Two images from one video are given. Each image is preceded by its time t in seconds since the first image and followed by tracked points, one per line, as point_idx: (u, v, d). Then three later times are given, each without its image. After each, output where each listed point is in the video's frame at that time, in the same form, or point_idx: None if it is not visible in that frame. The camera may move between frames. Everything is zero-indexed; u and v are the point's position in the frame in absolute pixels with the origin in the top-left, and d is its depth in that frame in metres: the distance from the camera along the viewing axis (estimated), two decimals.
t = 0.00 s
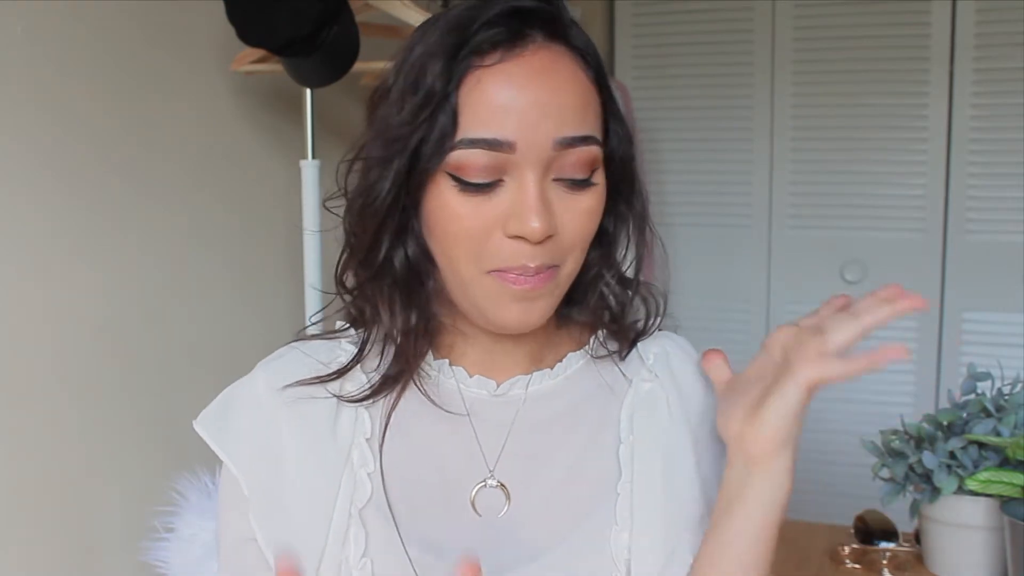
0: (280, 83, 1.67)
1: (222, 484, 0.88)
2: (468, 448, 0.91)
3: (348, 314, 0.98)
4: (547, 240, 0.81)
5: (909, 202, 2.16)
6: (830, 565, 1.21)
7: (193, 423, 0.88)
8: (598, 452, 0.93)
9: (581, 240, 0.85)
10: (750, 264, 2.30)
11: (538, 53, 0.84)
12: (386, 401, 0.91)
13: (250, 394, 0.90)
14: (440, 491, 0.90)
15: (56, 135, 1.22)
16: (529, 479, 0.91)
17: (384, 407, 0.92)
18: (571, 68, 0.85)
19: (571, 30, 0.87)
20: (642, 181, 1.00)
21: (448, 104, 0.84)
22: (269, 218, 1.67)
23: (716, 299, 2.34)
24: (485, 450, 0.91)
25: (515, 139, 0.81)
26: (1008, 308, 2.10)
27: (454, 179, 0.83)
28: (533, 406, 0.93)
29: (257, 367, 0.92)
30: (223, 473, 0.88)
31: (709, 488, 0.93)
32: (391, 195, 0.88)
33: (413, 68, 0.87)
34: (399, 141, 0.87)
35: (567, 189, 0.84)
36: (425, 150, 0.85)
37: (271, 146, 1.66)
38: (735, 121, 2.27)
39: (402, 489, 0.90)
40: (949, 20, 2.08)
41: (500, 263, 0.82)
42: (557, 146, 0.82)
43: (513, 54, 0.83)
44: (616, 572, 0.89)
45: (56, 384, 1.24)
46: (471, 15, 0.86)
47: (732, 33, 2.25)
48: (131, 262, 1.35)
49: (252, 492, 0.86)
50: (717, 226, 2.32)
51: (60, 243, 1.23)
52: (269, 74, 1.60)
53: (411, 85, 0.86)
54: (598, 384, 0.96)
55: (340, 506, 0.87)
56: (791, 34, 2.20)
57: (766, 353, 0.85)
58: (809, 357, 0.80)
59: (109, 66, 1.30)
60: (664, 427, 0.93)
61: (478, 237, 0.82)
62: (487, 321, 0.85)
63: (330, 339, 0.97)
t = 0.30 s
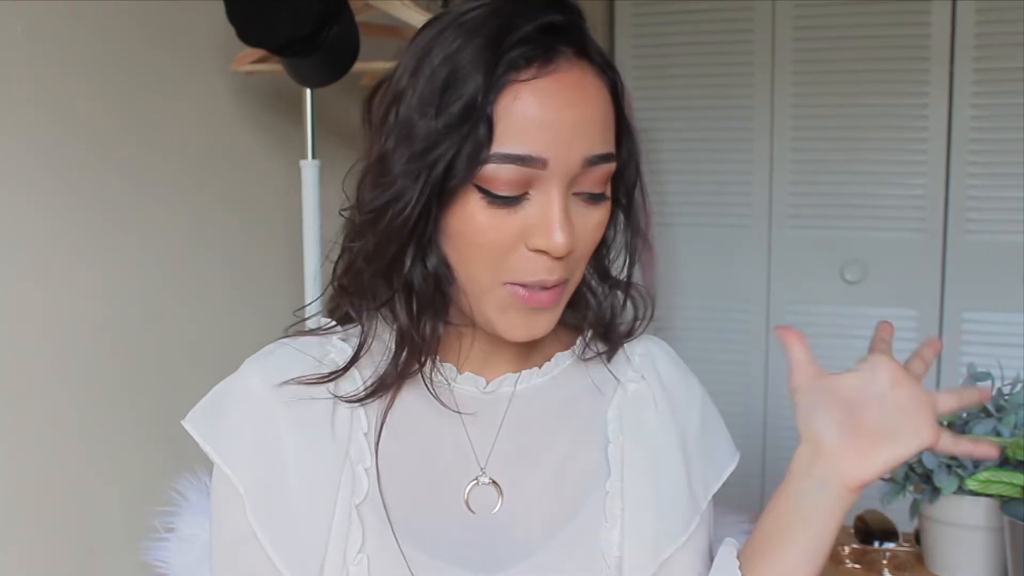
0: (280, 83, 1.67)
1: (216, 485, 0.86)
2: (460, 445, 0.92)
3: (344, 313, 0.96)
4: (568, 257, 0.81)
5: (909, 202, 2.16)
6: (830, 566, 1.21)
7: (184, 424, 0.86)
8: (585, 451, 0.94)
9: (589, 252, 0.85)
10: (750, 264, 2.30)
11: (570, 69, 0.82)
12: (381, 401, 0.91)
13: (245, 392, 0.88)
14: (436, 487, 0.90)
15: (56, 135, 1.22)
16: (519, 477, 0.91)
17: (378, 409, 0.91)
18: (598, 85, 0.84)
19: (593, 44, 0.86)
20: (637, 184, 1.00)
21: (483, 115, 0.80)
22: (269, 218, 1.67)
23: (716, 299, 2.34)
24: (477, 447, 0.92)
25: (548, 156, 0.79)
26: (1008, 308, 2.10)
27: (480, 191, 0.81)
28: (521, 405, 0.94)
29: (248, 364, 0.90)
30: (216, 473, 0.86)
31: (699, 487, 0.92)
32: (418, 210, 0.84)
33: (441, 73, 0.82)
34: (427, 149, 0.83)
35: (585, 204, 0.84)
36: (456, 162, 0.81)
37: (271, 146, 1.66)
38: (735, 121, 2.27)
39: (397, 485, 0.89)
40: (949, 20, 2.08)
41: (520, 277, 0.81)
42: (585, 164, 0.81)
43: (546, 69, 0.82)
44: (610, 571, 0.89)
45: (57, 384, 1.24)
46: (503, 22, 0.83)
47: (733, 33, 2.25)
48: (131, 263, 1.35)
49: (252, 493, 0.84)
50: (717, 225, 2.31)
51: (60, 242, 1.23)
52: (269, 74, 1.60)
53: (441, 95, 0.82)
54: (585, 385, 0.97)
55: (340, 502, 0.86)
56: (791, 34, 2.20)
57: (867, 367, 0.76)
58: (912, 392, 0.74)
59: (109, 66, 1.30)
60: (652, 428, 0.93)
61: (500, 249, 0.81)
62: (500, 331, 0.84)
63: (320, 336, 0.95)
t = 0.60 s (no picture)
0: (280, 83, 1.67)
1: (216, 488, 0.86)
2: (462, 448, 0.92)
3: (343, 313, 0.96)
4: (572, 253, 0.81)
5: (909, 202, 2.16)
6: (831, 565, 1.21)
7: (183, 426, 0.86)
8: (588, 453, 0.94)
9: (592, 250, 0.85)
10: (750, 264, 2.30)
11: (575, 66, 0.83)
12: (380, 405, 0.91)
13: (243, 394, 0.88)
14: (437, 490, 0.90)
15: (55, 134, 1.22)
16: (521, 480, 0.92)
17: (378, 412, 0.91)
18: (602, 82, 0.84)
19: (596, 42, 0.86)
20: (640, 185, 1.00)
21: (488, 111, 0.81)
22: (269, 218, 1.67)
23: (716, 299, 2.34)
24: (478, 451, 0.92)
25: (554, 152, 0.80)
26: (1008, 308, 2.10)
27: (484, 187, 0.81)
28: (523, 407, 0.94)
29: (247, 366, 0.90)
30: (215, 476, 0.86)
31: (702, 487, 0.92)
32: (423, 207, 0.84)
33: (445, 68, 0.82)
34: (431, 145, 0.83)
35: (589, 202, 0.84)
36: (460, 158, 0.81)
37: (271, 146, 1.66)
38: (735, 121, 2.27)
39: (398, 489, 0.89)
40: (949, 20, 2.08)
41: (522, 274, 0.82)
42: (590, 160, 0.81)
43: (551, 65, 0.82)
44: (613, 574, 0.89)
45: (57, 384, 1.24)
46: (507, 19, 0.83)
47: (733, 33, 2.25)
48: (131, 262, 1.35)
49: (251, 496, 0.84)
50: (717, 226, 2.31)
51: (60, 242, 1.23)
52: (269, 74, 1.60)
53: (446, 91, 0.82)
54: (587, 387, 0.97)
55: (341, 505, 0.85)
56: (791, 34, 2.20)
57: (894, 379, 0.79)
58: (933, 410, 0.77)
59: (109, 66, 1.30)
60: (653, 427, 0.93)
61: (503, 246, 0.81)
62: (501, 327, 0.84)
63: (319, 338, 0.95)
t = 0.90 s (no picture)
0: (280, 83, 1.67)
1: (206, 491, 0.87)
2: (455, 450, 0.92)
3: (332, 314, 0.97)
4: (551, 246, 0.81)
5: (909, 202, 2.16)
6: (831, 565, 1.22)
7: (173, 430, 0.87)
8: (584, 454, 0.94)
9: (574, 244, 0.85)
10: (750, 264, 2.30)
11: (554, 55, 0.82)
12: (369, 407, 0.91)
13: (233, 398, 0.89)
14: (429, 493, 0.89)
15: (55, 135, 1.22)
16: (518, 482, 0.91)
17: (369, 414, 0.91)
18: (583, 72, 0.84)
19: (579, 34, 0.86)
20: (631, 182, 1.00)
21: (464, 101, 0.81)
22: (269, 218, 1.67)
23: (716, 298, 2.34)
24: (472, 452, 0.92)
25: (530, 143, 0.79)
26: (1008, 308, 2.10)
27: (461, 180, 0.81)
28: (517, 407, 0.94)
29: (237, 370, 0.91)
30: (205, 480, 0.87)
31: (705, 486, 0.91)
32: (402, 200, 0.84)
33: (423, 61, 0.82)
34: (408, 137, 0.83)
35: (569, 195, 0.83)
36: (437, 150, 0.81)
37: (271, 146, 1.66)
38: (735, 121, 2.27)
39: (391, 492, 0.89)
40: (949, 20, 2.08)
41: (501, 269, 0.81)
42: (569, 152, 0.81)
43: (529, 55, 0.82)
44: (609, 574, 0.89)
45: (58, 384, 1.24)
46: (486, 9, 0.83)
47: (733, 34, 2.25)
48: (132, 263, 1.35)
49: (239, 500, 0.84)
50: (717, 226, 2.32)
51: (60, 242, 1.23)
52: (269, 74, 1.60)
53: (424, 83, 0.82)
54: (582, 386, 0.97)
55: (331, 509, 0.86)
56: (791, 35, 2.20)
57: (880, 391, 0.80)
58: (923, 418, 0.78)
59: (109, 66, 1.30)
60: (650, 427, 0.93)
61: (481, 239, 0.81)
62: (480, 323, 0.84)
63: (311, 341, 0.96)
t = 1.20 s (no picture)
0: (280, 83, 1.67)
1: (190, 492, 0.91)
2: (431, 449, 0.92)
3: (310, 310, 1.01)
4: (493, 234, 0.82)
5: (909, 202, 2.16)
6: (830, 565, 1.21)
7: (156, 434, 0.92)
8: (564, 454, 0.93)
9: (530, 236, 0.85)
10: (749, 264, 2.30)
11: (494, 45, 0.84)
12: (344, 402, 0.93)
13: (210, 400, 0.92)
14: (405, 493, 0.90)
15: (55, 135, 1.22)
16: (496, 482, 0.91)
17: (345, 408, 0.93)
18: (526, 61, 0.85)
19: (530, 23, 0.88)
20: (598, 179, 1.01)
21: (399, 92, 0.84)
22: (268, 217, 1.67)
23: (716, 298, 2.34)
24: (446, 452, 0.92)
25: (465, 132, 0.82)
26: (1008, 308, 2.10)
27: (402, 170, 0.84)
28: (494, 406, 0.94)
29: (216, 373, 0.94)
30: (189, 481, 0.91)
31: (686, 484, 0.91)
32: (341, 186, 0.89)
33: (365, 54, 0.87)
34: (350, 128, 0.87)
35: (517, 185, 0.84)
36: (374, 139, 0.85)
37: (271, 146, 1.66)
38: (735, 121, 2.27)
39: (368, 491, 0.90)
40: (949, 20, 2.08)
41: (446, 259, 0.83)
42: (507, 140, 0.82)
43: (467, 45, 0.84)
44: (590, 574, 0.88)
45: (58, 384, 1.24)
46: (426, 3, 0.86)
47: (732, 33, 2.25)
48: (132, 263, 1.35)
49: (215, 499, 0.88)
50: (717, 226, 2.32)
51: (60, 242, 1.23)
52: (269, 74, 1.60)
53: (365, 76, 0.87)
54: (558, 386, 0.96)
55: (308, 508, 0.88)
56: (791, 34, 2.20)
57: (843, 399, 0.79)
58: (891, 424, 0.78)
59: (109, 66, 1.30)
60: (629, 425, 0.93)
61: (425, 229, 0.83)
62: (431, 314, 0.85)
63: (290, 342, 0.99)
